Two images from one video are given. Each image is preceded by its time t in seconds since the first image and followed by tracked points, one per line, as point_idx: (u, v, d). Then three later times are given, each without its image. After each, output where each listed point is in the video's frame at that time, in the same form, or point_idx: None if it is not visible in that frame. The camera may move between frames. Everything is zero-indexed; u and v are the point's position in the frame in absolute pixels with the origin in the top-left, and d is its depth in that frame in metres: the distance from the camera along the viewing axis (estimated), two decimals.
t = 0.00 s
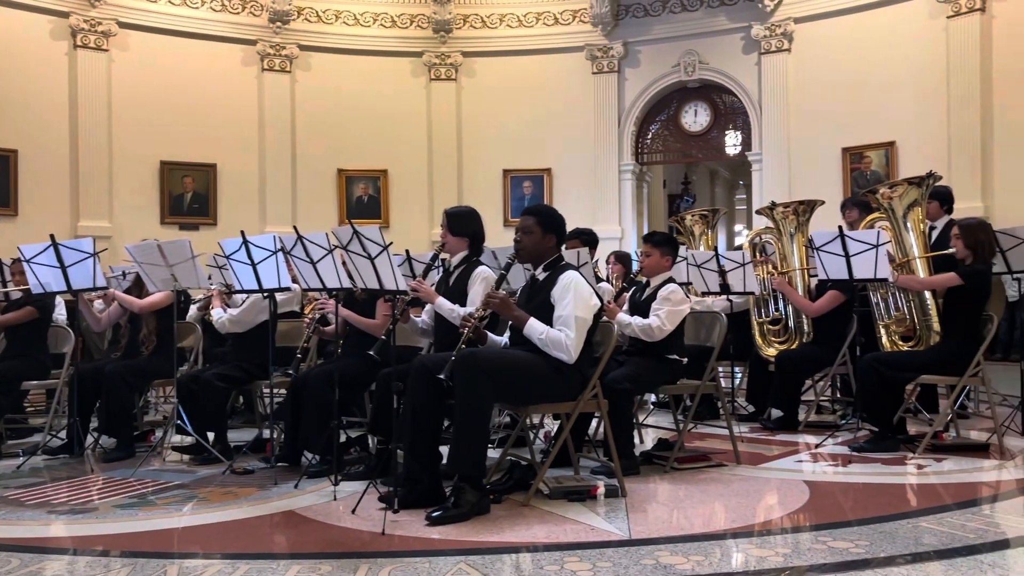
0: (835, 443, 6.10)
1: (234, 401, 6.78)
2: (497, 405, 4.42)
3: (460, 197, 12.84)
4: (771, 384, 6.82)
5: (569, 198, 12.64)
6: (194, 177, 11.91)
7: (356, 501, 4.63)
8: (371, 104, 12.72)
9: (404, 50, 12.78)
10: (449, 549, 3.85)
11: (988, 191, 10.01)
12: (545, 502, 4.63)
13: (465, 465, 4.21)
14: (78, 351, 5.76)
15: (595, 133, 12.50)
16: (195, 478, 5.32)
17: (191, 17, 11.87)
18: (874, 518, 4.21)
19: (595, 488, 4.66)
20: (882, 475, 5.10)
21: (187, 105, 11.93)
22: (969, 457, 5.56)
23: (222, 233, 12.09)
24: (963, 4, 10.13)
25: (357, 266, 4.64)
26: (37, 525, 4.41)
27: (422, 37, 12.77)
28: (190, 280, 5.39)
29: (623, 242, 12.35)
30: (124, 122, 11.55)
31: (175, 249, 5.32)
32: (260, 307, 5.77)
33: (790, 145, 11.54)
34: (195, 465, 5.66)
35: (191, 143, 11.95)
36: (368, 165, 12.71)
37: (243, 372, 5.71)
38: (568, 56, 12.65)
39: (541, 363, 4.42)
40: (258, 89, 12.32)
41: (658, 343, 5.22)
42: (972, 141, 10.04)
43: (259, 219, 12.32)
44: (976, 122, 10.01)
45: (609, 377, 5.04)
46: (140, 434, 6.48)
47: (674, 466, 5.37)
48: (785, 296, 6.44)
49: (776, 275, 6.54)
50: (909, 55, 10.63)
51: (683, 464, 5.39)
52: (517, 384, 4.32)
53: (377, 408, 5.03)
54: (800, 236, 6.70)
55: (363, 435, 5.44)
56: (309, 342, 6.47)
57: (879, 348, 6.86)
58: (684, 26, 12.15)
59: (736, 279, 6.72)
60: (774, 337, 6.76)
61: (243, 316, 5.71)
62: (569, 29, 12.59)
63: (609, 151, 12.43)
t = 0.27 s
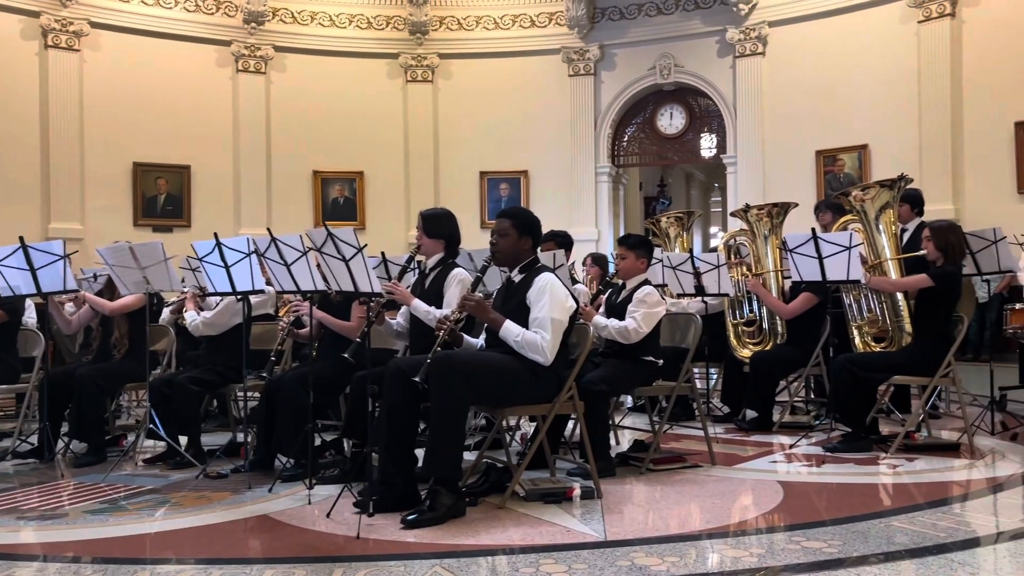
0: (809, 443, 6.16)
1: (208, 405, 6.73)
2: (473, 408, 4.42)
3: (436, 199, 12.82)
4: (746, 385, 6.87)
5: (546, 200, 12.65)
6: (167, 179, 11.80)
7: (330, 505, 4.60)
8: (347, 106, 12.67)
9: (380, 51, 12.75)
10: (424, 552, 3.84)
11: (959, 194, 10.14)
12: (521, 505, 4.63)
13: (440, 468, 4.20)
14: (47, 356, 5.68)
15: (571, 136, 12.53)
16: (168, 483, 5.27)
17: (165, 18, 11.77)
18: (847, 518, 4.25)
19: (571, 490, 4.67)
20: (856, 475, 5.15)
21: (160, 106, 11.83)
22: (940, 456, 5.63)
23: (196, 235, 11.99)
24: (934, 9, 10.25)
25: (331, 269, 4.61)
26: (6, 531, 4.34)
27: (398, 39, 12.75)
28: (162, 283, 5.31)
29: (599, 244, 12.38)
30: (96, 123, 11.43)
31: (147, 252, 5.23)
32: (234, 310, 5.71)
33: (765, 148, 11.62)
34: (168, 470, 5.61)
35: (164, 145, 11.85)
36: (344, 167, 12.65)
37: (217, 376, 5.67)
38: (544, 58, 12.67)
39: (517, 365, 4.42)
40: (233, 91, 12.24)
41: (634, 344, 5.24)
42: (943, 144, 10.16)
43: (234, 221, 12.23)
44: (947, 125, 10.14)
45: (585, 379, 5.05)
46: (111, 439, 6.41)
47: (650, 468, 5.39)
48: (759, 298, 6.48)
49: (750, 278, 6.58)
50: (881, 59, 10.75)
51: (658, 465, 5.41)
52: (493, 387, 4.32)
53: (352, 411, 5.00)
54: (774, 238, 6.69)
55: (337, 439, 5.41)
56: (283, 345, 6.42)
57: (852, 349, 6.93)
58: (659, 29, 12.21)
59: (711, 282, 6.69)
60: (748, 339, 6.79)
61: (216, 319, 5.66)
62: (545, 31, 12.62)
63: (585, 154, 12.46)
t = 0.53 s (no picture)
0: (787, 445, 6.19)
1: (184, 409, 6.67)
2: (452, 411, 4.41)
3: (416, 203, 12.78)
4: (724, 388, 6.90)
5: (525, 204, 12.66)
6: (144, 182, 11.70)
7: (309, 510, 4.57)
8: (326, 108, 12.63)
9: (359, 54, 12.71)
10: (403, 556, 3.82)
11: (934, 198, 10.26)
12: (500, 508, 4.62)
13: (419, 471, 4.18)
14: (21, 360, 5.60)
15: (551, 139, 12.55)
16: (144, 488, 5.22)
17: (142, 19, 11.68)
18: (825, 519, 4.28)
19: (550, 493, 4.67)
20: (833, 476, 5.19)
21: (137, 108, 11.73)
22: (916, 457, 5.68)
23: (173, 238, 11.89)
24: (909, 14, 10.35)
25: (309, 272, 4.59)
26: None
27: (378, 41, 12.72)
28: (138, 287, 5.27)
29: (579, 247, 12.40)
30: (72, 125, 11.32)
31: (122, 255, 5.20)
32: (210, 313, 5.66)
33: (743, 152, 11.69)
34: (144, 475, 5.55)
35: (141, 147, 11.75)
36: (323, 169, 12.60)
37: (194, 380, 5.62)
38: (523, 62, 12.69)
39: (496, 368, 4.42)
40: (211, 93, 12.16)
41: (613, 347, 5.25)
42: (918, 148, 10.27)
43: (212, 224, 12.15)
44: (922, 129, 10.26)
45: (564, 382, 5.05)
46: (87, 443, 6.34)
47: (629, 470, 5.40)
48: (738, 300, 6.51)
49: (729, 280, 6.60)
50: (857, 63, 10.85)
51: (637, 467, 5.43)
52: (472, 390, 4.31)
53: (330, 415, 4.97)
54: (752, 242, 6.75)
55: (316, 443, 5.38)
56: (261, 348, 6.37)
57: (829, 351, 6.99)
58: (638, 33, 12.26)
59: (689, 284, 6.75)
60: (726, 341, 6.80)
61: (193, 323, 5.61)
62: (524, 35, 12.64)
63: (564, 157, 12.48)
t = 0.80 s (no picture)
0: (768, 448, 6.22)
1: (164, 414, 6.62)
2: (434, 416, 4.40)
3: (399, 207, 12.76)
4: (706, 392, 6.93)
5: (508, 208, 12.66)
6: (125, 186, 11.63)
7: (290, 515, 4.55)
8: (309, 112, 12.59)
9: (342, 58, 12.68)
10: (385, 562, 3.81)
11: (913, 203, 10.35)
12: (482, 513, 4.61)
13: (401, 477, 4.17)
14: None
15: (534, 144, 12.57)
16: (123, 495, 5.18)
17: (122, 23, 11.61)
18: (806, 523, 4.29)
19: (532, 497, 4.67)
20: (814, 480, 5.21)
21: (118, 112, 11.67)
22: (895, 460, 5.72)
23: (154, 243, 11.82)
24: (889, 21, 10.43)
25: (289, 276, 4.57)
26: None
27: (360, 46, 12.71)
28: (118, 292, 5.24)
29: (562, 251, 12.42)
30: (51, 129, 11.24)
31: (102, 260, 5.17)
32: (190, 318, 5.64)
33: (725, 157, 11.75)
34: (123, 482, 5.51)
35: (122, 151, 11.68)
36: (305, 174, 12.56)
37: (174, 386, 5.58)
38: (506, 67, 12.71)
39: (478, 373, 4.41)
40: (192, 97, 12.10)
41: (594, 351, 5.26)
42: (898, 153, 10.36)
43: (193, 228, 12.08)
44: (902, 134, 10.34)
45: (546, 386, 5.05)
46: (65, 450, 6.29)
47: (611, 474, 5.41)
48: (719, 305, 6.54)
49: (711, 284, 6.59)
50: (837, 69, 10.94)
51: (619, 471, 5.44)
52: (454, 395, 4.30)
53: (312, 421, 4.95)
54: (734, 246, 6.75)
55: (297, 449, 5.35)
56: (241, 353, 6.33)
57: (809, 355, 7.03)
58: (620, 38, 12.30)
59: (670, 288, 6.96)
60: (708, 345, 6.79)
61: (173, 328, 5.58)
62: (507, 40, 12.66)
63: (547, 162, 12.50)
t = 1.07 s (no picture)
0: (753, 452, 6.24)
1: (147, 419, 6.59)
2: (418, 420, 4.38)
3: (385, 211, 12.74)
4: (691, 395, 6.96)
5: (495, 212, 12.66)
6: (108, 190, 11.56)
7: (273, 521, 4.52)
8: (294, 116, 12.56)
9: (327, 61, 12.66)
10: (368, 567, 3.79)
11: (897, 207, 10.42)
12: (467, 518, 4.60)
13: (385, 482, 4.16)
14: None
15: (520, 148, 12.58)
16: (105, 501, 5.13)
17: (107, 25, 11.55)
18: (790, 526, 4.30)
19: (517, 501, 4.66)
20: (798, 483, 5.23)
21: (102, 115, 11.60)
22: (879, 463, 5.75)
23: (138, 246, 11.74)
24: (872, 26, 10.50)
25: (272, 281, 4.55)
26: None
27: (346, 49, 12.69)
28: (100, 296, 5.21)
29: (549, 255, 12.43)
30: (34, 131, 11.16)
31: (83, 264, 5.14)
32: (173, 322, 5.62)
33: (710, 161, 11.79)
34: (105, 487, 5.46)
35: (105, 154, 11.61)
36: (291, 177, 12.52)
37: (156, 390, 5.55)
38: (493, 70, 12.72)
39: (463, 377, 4.40)
40: (177, 100, 12.05)
41: (579, 355, 5.26)
42: (882, 158, 10.43)
43: (178, 232, 12.02)
44: (885, 139, 10.41)
45: (531, 390, 5.05)
46: (46, 455, 6.24)
47: (597, 478, 5.41)
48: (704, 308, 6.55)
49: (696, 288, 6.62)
50: (821, 74, 11.01)
51: (604, 475, 5.44)
52: (438, 399, 4.29)
53: (295, 426, 4.93)
54: (719, 250, 6.77)
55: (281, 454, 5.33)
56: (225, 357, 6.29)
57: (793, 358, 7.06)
58: (606, 43, 12.33)
59: (656, 292, 6.89)
60: (694, 348, 6.85)
61: (156, 332, 5.56)
62: (493, 43, 12.67)
63: (534, 166, 12.52)
